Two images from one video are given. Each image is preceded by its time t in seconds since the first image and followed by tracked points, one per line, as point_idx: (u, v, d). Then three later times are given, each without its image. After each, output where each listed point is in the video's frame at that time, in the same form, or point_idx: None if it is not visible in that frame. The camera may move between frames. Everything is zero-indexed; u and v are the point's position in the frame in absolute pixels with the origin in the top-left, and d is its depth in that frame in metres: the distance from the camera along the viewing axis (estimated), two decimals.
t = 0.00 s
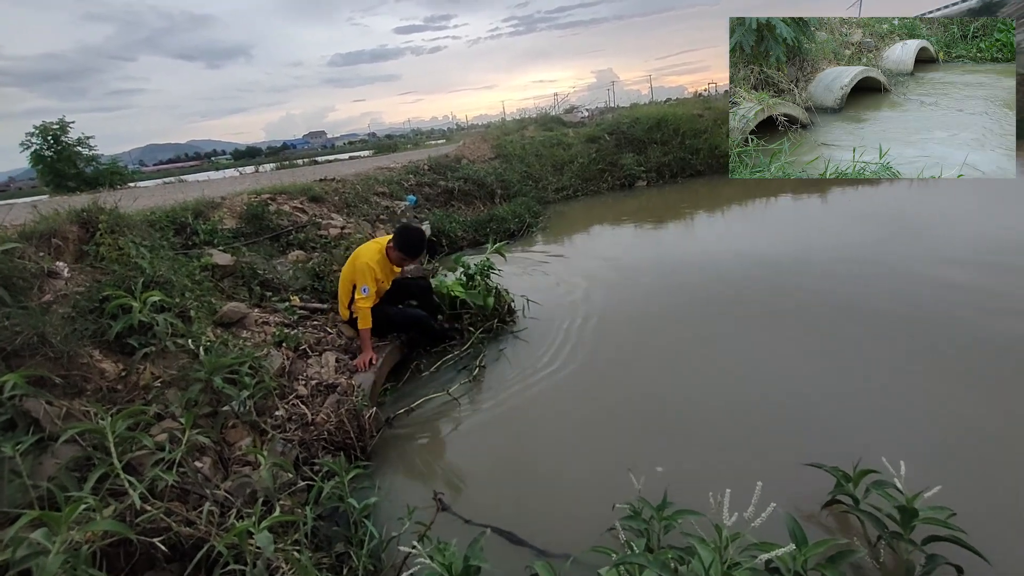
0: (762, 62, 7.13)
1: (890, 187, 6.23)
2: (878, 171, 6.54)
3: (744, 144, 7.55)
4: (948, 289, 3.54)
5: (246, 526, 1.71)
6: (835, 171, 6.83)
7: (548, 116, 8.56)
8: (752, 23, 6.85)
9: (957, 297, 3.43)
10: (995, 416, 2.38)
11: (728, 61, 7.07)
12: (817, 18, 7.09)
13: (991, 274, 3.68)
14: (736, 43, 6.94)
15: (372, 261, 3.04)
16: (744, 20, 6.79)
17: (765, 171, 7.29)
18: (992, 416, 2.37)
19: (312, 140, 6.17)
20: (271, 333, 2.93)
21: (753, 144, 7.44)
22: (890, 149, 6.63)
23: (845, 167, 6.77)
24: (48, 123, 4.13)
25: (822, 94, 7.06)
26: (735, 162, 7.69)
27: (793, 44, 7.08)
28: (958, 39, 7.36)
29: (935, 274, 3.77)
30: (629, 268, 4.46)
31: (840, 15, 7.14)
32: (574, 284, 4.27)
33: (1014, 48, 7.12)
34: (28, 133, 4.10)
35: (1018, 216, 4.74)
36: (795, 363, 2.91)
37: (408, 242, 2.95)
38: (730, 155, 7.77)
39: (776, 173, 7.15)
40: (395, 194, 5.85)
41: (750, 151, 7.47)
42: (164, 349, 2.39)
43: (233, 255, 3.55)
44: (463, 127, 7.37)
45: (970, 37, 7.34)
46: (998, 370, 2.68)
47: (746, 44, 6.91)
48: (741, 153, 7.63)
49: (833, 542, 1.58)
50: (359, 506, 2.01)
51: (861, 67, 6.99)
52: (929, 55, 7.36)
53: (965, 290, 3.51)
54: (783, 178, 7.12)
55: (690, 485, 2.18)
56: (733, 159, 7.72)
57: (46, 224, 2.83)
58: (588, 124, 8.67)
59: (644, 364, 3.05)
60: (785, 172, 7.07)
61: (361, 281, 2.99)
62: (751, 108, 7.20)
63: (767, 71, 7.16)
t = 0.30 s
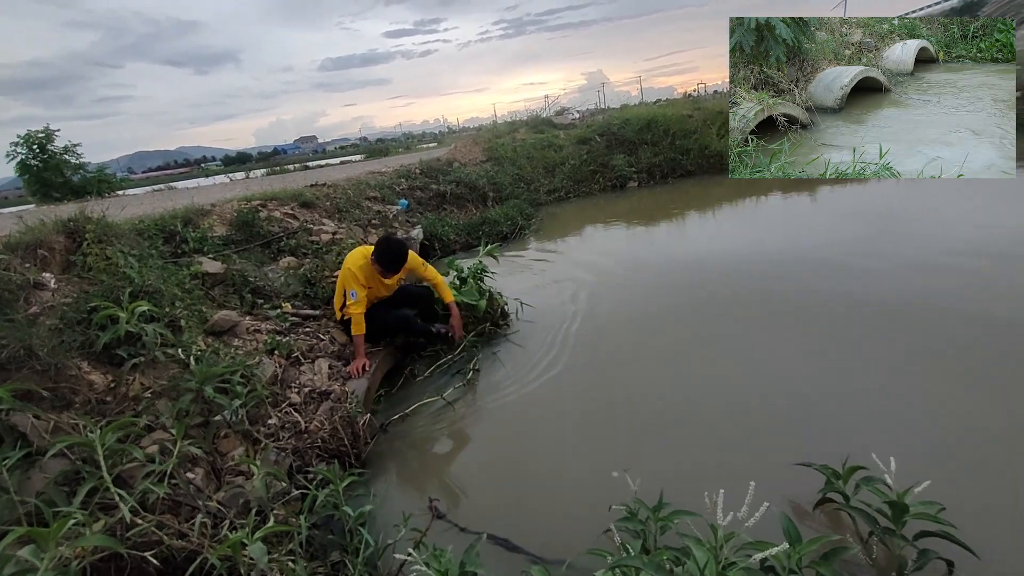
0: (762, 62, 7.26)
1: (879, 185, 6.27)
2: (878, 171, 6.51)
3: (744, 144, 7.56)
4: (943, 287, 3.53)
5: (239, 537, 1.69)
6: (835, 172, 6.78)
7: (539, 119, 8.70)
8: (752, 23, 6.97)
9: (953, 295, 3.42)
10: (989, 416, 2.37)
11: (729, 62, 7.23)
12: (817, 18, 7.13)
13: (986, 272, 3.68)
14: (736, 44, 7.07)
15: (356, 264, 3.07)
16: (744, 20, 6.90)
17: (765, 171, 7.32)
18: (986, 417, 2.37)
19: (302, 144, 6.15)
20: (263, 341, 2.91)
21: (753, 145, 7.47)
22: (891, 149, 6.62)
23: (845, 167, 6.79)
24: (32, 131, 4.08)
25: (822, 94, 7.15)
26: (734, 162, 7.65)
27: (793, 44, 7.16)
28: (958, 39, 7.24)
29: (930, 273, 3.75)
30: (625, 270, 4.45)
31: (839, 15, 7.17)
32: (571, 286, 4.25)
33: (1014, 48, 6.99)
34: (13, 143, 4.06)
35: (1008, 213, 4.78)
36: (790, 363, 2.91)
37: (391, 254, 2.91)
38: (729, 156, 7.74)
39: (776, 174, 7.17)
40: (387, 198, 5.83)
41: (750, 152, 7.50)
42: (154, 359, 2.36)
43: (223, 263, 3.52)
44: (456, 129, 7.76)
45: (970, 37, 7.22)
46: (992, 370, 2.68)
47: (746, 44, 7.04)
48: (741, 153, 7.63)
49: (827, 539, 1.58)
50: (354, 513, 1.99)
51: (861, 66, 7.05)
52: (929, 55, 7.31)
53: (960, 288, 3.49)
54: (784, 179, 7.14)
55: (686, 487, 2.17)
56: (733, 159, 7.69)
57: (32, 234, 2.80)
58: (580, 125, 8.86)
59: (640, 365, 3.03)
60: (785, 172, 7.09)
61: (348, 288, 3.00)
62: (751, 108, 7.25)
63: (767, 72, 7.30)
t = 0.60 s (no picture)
0: (762, 62, 7.29)
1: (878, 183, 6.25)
2: (879, 171, 6.54)
3: (745, 144, 7.56)
4: (943, 286, 3.53)
5: (240, 534, 1.69)
6: (835, 172, 6.84)
7: (539, 116, 8.86)
8: (752, 23, 7.00)
9: (953, 295, 3.41)
10: (988, 416, 2.38)
11: (728, 62, 7.26)
12: (816, 18, 7.14)
13: (986, 272, 3.67)
14: (736, 43, 7.10)
15: (355, 265, 2.99)
16: (744, 20, 6.92)
17: (765, 171, 7.31)
18: (986, 416, 2.37)
19: (302, 143, 6.16)
20: (263, 339, 2.91)
21: (753, 145, 7.47)
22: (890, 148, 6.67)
23: (845, 167, 6.81)
24: (29, 130, 4.07)
25: (822, 94, 7.13)
26: (735, 162, 7.66)
27: (793, 44, 7.17)
28: (958, 39, 7.15)
29: (930, 272, 3.74)
30: (622, 268, 4.45)
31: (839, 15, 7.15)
32: (569, 284, 4.24)
33: (1014, 48, 6.89)
34: (11, 142, 4.06)
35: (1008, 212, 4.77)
36: (790, 362, 2.91)
37: (385, 264, 2.83)
38: (729, 156, 7.75)
39: (776, 174, 7.16)
40: (386, 196, 5.82)
41: (751, 152, 7.50)
42: (154, 358, 2.36)
43: (223, 261, 3.52)
44: (454, 127, 7.92)
45: (970, 37, 7.11)
46: (991, 369, 2.68)
47: (747, 44, 7.07)
48: (741, 153, 7.64)
49: (827, 536, 1.58)
50: (354, 511, 1.99)
51: (861, 67, 7.04)
52: (929, 55, 7.23)
53: (960, 288, 3.49)
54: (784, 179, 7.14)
55: (686, 484, 2.18)
56: (733, 159, 7.70)
57: (32, 233, 2.80)
58: (579, 121, 8.94)
59: (640, 364, 3.03)
60: (785, 172, 7.09)
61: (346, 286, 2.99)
62: (751, 108, 7.23)
63: (767, 71, 7.30)
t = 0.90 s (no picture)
0: (762, 62, 7.28)
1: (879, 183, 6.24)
2: (878, 171, 6.50)
3: (745, 144, 7.57)
4: (943, 286, 3.52)
5: (241, 533, 1.69)
6: (835, 172, 6.80)
7: (539, 116, 8.84)
8: (752, 23, 6.96)
9: (952, 295, 3.40)
10: (988, 416, 2.37)
11: (728, 62, 7.24)
12: (817, 19, 7.14)
13: (987, 271, 3.66)
14: (736, 43, 7.06)
15: (360, 275, 3.00)
16: (744, 20, 6.88)
17: (765, 171, 7.32)
18: (985, 416, 2.37)
19: (303, 142, 6.15)
20: (264, 338, 2.92)
21: (753, 145, 7.47)
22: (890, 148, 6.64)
23: (845, 167, 6.78)
24: (29, 129, 4.07)
25: (822, 95, 7.12)
26: (735, 162, 7.69)
27: (793, 44, 7.16)
28: (958, 39, 7.16)
29: (930, 272, 3.73)
30: (622, 267, 4.45)
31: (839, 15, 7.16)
32: (568, 284, 4.24)
33: (1014, 48, 6.87)
34: (11, 141, 4.06)
35: (1009, 212, 4.76)
36: (790, 362, 2.91)
37: (390, 287, 2.86)
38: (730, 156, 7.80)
39: (776, 174, 7.15)
40: (386, 195, 5.82)
41: (751, 152, 7.49)
42: (155, 357, 2.36)
43: (224, 260, 3.52)
44: (456, 127, 7.91)
45: (970, 37, 7.12)
46: (991, 369, 2.67)
47: (747, 44, 7.03)
48: (741, 153, 7.66)
49: (828, 536, 1.58)
50: (354, 511, 1.99)
51: (860, 67, 7.03)
52: (929, 55, 7.22)
53: (959, 288, 3.48)
54: (784, 179, 7.13)
55: (687, 483, 2.18)
56: (733, 159, 7.74)
57: (33, 231, 2.80)
58: (580, 121, 8.96)
59: (640, 364, 3.03)
60: (785, 172, 7.08)
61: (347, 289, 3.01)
62: (751, 108, 7.22)
63: (767, 71, 7.29)
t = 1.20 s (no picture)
0: (762, 62, 7.17)
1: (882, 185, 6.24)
2: (878, 171, 6.62)
3: (744, 144, 7.56)
4: (943, 287, 3.53)
5: (244, 535, 1.69)
6: (834, 172, 6.83)
7: (541, 118, 8.31)
8: (752, 23, 6.84)
9: (953, 296, 3.41)
10: (988, 416, 2.37)
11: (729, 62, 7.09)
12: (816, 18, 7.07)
13: (986, 271, 3.67)
14: (736, 44, 6.94)
15: (365, 275, 3.03)
16: (744, 20, 6.77)
17: (765, 171, 7.36)
18: (988, 417, 2.37)
19: (307, 145, 6.22)
20: (268, 340, 2.93)
21: (754, 144, 7.46)
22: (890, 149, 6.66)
23: (845, 167, 6.81)
24: (38, 132, 4.11)
25: (822, 94, 7.12)
26: (735, 162, 7.69)
27: (793, 44, 7.13)
28: (958, 39, 7.23)
29: (929, 272, 3.75)
30: (623, 270, 4.46)
31: (839, 15, 7.07)
32: (569, 286, 4.25)
33: (1014, 48, 7.01)
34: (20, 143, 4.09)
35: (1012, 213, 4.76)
36: (791, 364, 2.91)
37: (392, 285, 2.87)
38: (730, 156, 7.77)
39: (776, 174, 7.21)
40: (390, 198, 5.83)
41: (751, 152, 7.51)
42: (159, 358, 2.37)
43: (228, 262, 3.53)
44: (457, 130, 7.45)
45: (970, 37, 7.21)
46: (991, 370, 2.68)
47: (747, 44, 6.91)
48: (741, 153, 7.66)
49: (832, 542, 1.58)
50: (357, 513, 1.99)
51: (861, 67, 7.02)
52: (929, 55, 7.27)
53: (959, 288, 3.50)
54: (783, 178, 7.18)
55: (689, 486, 2.18)
56: (733, 159, 7.72)
57: (39, 233, 2.82)
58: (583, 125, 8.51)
59: (642, 365, 3.03)
60: (785, 172, 7.13)
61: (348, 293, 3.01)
62: (751, 108, 7.20)
63: (767, 71, 7.21)
